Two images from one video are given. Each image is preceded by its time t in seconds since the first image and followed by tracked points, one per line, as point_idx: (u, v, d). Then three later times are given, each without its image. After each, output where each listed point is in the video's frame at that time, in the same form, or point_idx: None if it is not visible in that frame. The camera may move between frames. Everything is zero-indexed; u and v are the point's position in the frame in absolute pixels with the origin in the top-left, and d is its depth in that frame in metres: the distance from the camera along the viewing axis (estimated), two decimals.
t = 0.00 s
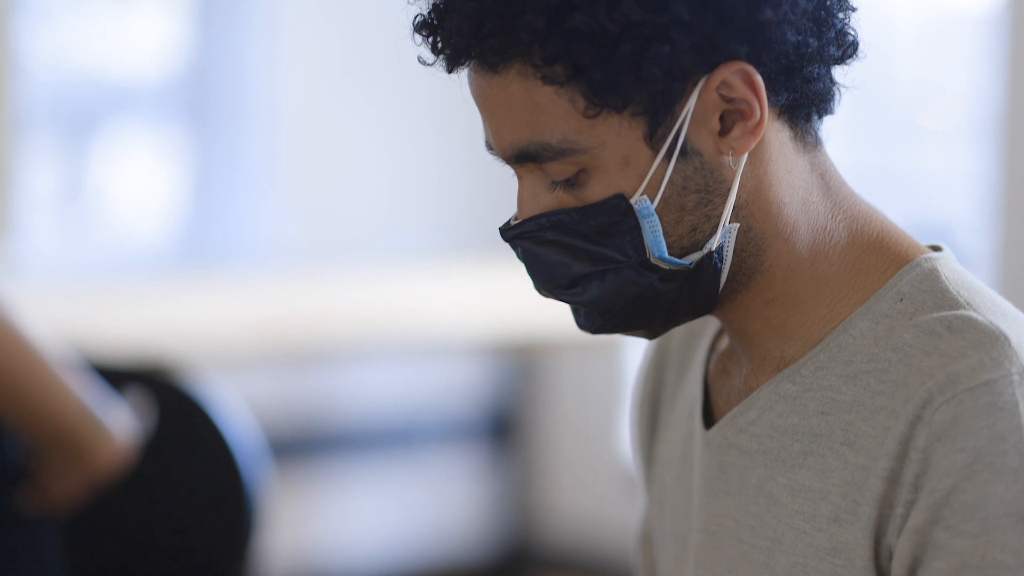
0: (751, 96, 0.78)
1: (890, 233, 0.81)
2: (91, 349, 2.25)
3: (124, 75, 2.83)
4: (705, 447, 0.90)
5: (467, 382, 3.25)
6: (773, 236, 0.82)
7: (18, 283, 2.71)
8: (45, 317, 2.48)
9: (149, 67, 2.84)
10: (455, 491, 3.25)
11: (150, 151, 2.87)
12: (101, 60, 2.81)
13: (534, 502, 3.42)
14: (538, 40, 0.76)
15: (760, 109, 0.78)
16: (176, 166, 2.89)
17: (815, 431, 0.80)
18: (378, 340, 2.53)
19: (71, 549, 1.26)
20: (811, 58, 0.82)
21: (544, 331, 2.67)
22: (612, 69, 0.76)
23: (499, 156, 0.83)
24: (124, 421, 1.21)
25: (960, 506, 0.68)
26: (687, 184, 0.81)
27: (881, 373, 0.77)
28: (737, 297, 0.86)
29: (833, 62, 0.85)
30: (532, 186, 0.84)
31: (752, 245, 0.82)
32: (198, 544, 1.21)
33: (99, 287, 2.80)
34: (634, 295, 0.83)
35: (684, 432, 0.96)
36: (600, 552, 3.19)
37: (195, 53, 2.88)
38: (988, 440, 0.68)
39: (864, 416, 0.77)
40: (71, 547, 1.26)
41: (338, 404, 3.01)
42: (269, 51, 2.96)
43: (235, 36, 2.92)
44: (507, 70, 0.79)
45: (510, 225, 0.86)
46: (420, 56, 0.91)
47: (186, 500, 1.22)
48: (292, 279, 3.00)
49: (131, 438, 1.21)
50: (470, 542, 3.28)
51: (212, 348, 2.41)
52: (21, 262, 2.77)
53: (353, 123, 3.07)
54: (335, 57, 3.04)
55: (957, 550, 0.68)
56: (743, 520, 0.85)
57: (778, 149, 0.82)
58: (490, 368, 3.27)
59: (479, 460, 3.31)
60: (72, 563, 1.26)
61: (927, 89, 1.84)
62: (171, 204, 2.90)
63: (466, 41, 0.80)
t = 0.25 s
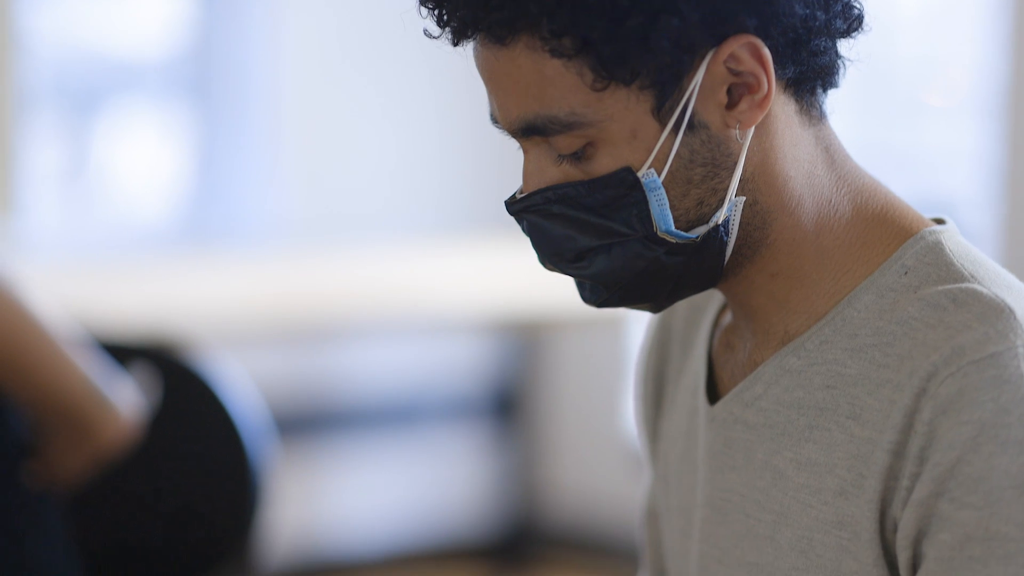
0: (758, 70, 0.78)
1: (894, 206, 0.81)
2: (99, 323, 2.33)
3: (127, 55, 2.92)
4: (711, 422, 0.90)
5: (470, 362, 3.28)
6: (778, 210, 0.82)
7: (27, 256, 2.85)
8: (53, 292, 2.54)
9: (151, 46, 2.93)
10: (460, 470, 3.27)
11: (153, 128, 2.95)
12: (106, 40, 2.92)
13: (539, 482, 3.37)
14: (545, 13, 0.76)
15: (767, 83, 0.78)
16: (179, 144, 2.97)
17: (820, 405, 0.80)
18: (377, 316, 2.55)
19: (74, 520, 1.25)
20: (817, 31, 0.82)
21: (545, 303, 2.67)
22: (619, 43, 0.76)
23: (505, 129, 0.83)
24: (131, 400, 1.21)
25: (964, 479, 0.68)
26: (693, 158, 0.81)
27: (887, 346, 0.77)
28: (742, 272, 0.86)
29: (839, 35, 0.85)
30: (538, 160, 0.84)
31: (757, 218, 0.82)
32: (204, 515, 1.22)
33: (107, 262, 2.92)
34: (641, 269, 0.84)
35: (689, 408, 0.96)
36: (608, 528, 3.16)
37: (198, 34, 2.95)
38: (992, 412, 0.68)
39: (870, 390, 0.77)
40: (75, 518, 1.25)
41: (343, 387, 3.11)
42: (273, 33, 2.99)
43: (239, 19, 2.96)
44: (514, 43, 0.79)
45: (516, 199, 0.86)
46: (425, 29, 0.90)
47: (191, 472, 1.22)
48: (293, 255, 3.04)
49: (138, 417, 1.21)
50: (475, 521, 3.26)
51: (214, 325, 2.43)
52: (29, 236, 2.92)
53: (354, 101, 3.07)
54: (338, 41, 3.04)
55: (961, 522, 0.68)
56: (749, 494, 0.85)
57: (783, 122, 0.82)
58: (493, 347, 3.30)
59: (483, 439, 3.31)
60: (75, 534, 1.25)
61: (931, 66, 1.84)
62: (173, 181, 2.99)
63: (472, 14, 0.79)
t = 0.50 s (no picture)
0: (760, 45, 0.78)
1: (896, 181, 0.81)
2: (105, 298, 2.35)
3: (129, 35, 3.00)
4: (711, 398, 0.90)
5: (470, 339, 3.27)
6: (780, 186, 0.82)
7: (31, 230, 2.93)
8: (56, 269, 2.56)
9: (153, 24, 3.00)
10: (460, 449, 3.29)
11: (154, 107, 3.03)
12: (109, 19, 3.00)
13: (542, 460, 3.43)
14: None
15: (768, 59, 0.78)
16: (180, 123, 3.03)
17: (823, 380, 0.80)
18: (379, 292, 2.57)
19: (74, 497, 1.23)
20: (818, 6, 0.81)
21: (542, 279, 2.67)
22: (620, 20, 0.76)
23: (506, 107, 0.82)
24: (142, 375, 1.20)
25: (967, 454, 0.68)
26: (695, 135, 0.81)
27: (889, 322, 0.77)
28: (743, 248, 0.85)
29: (839, 11, 0.85)
30: (539, 137, 0.83)
31: (759, 194, 0.82)
32: (207, 491, 1.20)
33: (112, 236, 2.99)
34: (643, 246, 0.84)
35: (690, 384, 0.96)
36: (611, 509, 3.20)
37: (198, 12, 3.01)
38: (995, 387, 0.68)
39: (872, 365, 0.77)
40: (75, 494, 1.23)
41: (344, 364, 3.08)
42: (275, 12, 3.02)
43: None
44: (514, 20, 0.78)
45: (516, 176, 0.86)
46: (425, 7, 0.90)
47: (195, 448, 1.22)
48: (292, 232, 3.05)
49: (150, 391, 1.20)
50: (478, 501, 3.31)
51: (215, 304, 2.45)
52: (35, 208, 3.00)
53: (353, 80, 3.07)
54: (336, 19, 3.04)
55: (963, 498, 0.68)
56: (750, 471, 0.85)
57: (784, 98, 0.81)
58: (496, 323, 3.29)
59: (484, 418, 3.32)
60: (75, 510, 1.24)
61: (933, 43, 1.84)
62: (174, 159, 3.04)
63: None
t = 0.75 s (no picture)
0: (764, 15, 0.77)
1: (897, 152, 0.81)
2: (105, 272, 2.34)
3: (126, 8, 3.00)
4: (712, 367, 0.90)
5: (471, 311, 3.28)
6: (782, 155, 0.81)
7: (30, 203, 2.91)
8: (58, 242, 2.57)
9: None
10: (462, 424, 3.29)
11: (152, 80, 3.01)
12: None
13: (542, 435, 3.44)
14: None
15: (772, 28, 0.77)
16: (180, 95, 3.03)
17: (825, 350, 0.80)
18: (380, 267, 2.56)
19: (76, 461, 1.24)
20: None
21: (542, 254, 2.66)
22: None
23: (509, 77, 0.82)
24: (155, 340, 1.20)
25: (969, 424, 0.68)
26: (698, 104, 0.80)
27: (892, 292, 0.76)
28: (745, 218, 0.85)
29: None
30: (541, 107, 0.83)
31: (761, 163, 0.82)
32: (206, 466, 1.20)
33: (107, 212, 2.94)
34: (645, 216, 0.83)
35: (692, 354, 0.96)
36: (611, 483, 3.22)
37: None
38: (997, 358, 0.67)
39: (875, 335, 0.77)
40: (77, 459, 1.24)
41: (345, 338, 3.09)
42: None
43: None
44: None
45: (519, 145, 0.85)
46: None
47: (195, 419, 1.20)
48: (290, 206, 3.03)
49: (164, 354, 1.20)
50: (479, 475, 3.34)
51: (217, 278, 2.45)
52: (32, 182, 2.97)
53: (355, 52, 3.06)
54: None
55: (964, 469, 0.68)
56: (751, 440, 0.85)
57: (788, 68, 0.81)
58: (495, 297, 3.30)
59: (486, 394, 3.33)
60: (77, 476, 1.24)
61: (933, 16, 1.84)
62: (173, 131, 3.02)
63: None
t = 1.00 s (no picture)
0: None
1: (900, 114, 0.80)
2: (104, 240, 2.36)
3: None
4: (713, 330, 0.90)
5: (471, 280, 3.26)
6: (784, 117, 0.81)
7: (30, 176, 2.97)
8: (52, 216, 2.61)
9: None
10: (461, 390, 3.28)
11: (151, 51, 3.04)
12: None
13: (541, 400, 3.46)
14: None
15: None
16: (179, 66, 3.04)
17: (827, 313, 0.80)
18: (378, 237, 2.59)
19: (76, 433, 1.24)
20: None
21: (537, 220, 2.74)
22: None
23: (511, 38, 0.81)
24: (156, 318, 1.18)
25: (970, 386, 0.68)
26: (700, 66, 0.80)
27: (894, 254, 0.76)
28: (747, 181, 0.85)
29: None
30: (543, 69, 0.82)
31: (764, 125, 0.81)
32: (206, 437, 1.20)
33: (107, 178, 2.98)
34: (647, 176, 0.82)
35: (694, 316, 0.96)
36: (610, 450, 3.23)
37: None
38: (999, 320, 0.67)
39: (877, 298, 0.76)
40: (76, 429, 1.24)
41: (344, 304, 3.08)
42: None
43: None
44: None
45: (521, 107, 0.85)
46: None
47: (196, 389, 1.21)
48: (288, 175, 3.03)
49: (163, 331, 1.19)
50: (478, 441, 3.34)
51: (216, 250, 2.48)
52: (31, 157, 3.01)
53: (354, 20, 3.04)
54: None
55: (965, 429, 0.68)
56: (753, 402, 0.85)
57: (790, 29, 0.80)
58: (497, 264, 3.28)
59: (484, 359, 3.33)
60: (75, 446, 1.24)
61: None
62: (171, 103, 3.04)
63: None
